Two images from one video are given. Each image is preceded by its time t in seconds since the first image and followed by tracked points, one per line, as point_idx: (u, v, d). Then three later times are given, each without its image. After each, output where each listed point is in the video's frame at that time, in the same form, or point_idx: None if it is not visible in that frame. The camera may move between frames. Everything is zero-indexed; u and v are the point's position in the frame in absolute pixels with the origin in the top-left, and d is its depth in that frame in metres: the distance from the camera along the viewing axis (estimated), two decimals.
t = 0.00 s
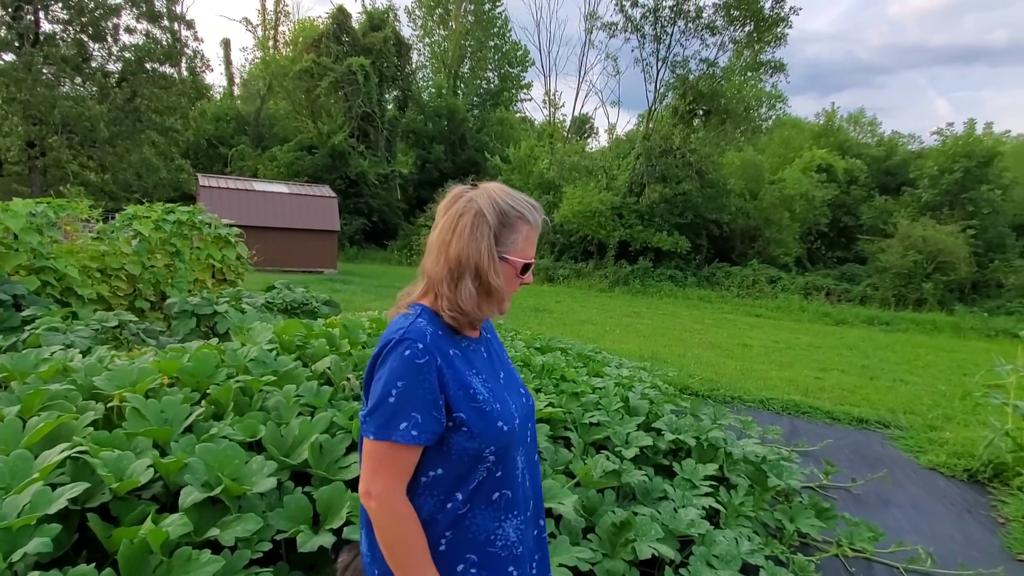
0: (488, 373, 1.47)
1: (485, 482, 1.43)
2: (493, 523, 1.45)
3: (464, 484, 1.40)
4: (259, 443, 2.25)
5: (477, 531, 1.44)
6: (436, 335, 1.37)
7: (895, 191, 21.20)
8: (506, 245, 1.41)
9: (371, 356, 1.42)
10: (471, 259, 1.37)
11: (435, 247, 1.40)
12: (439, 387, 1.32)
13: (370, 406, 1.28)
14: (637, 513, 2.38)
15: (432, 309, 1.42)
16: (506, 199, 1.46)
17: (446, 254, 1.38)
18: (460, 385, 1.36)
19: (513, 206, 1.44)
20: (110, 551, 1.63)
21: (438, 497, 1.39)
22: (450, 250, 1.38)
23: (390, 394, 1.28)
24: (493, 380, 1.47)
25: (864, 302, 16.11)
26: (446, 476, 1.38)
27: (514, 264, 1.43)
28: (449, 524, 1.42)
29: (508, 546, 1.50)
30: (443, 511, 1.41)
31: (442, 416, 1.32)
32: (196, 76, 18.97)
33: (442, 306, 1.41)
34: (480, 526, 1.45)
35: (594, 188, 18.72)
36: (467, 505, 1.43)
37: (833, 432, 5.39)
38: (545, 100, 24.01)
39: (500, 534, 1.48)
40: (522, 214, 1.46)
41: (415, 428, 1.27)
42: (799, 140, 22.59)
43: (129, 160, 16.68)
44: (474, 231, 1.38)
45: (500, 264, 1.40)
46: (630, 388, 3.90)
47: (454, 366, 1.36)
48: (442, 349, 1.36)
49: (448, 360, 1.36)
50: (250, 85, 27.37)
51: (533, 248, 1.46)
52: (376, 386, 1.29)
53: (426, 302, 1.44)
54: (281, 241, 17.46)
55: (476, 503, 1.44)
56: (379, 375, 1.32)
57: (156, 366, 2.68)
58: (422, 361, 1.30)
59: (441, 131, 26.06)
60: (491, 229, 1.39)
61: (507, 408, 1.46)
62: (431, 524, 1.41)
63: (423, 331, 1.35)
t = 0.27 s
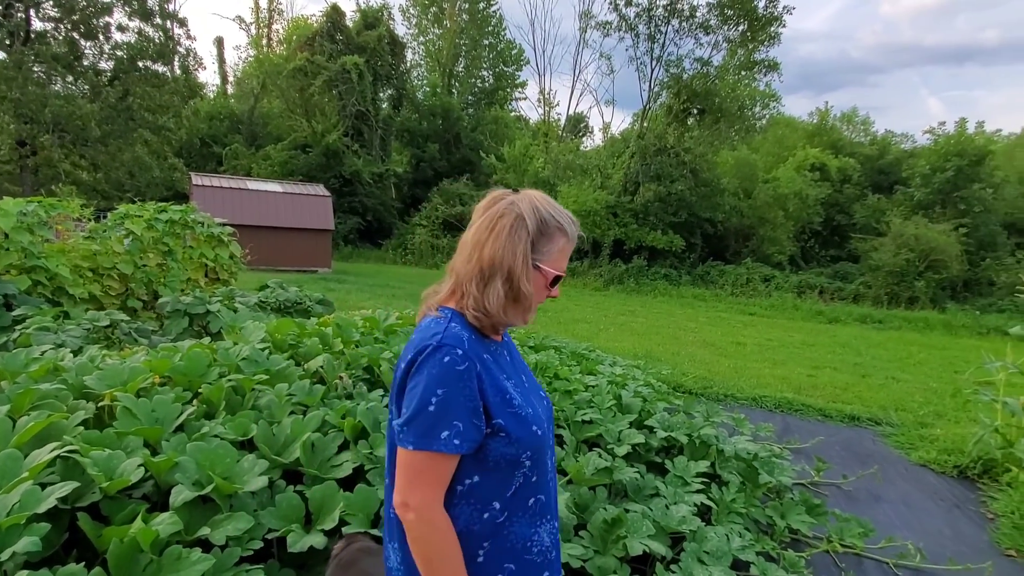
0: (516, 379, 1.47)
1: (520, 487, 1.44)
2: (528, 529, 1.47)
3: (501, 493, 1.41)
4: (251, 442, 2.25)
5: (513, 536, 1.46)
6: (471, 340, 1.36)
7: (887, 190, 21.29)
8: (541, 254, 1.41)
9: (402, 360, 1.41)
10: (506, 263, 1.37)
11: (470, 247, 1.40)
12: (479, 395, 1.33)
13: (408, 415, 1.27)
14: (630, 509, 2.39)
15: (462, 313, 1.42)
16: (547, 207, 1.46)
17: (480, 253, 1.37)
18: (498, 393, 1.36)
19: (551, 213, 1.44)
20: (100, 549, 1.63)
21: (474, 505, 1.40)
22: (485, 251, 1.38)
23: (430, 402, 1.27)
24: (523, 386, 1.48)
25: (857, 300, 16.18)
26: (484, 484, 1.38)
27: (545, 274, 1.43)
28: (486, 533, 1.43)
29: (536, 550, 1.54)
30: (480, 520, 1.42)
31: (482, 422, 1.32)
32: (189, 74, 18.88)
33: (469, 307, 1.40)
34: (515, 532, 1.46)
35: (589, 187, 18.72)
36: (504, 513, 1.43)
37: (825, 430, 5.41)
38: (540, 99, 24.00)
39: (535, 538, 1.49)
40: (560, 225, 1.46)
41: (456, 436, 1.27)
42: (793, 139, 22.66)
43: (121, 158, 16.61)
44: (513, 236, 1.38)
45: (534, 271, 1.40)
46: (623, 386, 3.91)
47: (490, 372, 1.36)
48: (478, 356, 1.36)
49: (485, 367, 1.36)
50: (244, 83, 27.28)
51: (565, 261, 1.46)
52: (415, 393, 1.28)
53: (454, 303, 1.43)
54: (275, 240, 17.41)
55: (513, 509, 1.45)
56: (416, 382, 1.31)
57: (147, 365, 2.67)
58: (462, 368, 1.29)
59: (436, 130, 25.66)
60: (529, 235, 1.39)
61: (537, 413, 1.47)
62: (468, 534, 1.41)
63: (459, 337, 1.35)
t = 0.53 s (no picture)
0: (517, 391, 1.45)
1: (528, 502, 1.44)
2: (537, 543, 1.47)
3: (511, 511, 1.40)
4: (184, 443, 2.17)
5: (524, 552, 1.46)
6: (477, 355, 1.33)
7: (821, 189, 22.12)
8: (548, 268, 1.39)
9: (400, 376, 1.34)
10: (516, 276, 1.34)
11: (477, 258, 1.35)
12: (489, 413, 1.30)
13: (414, 436, 1.22)
14: (572, 501, 2.41)
15: (464, 326, 1.37)
16: (551, 219, 1.45)
17: (492, 265, 1.33)
18: (506, 410, 1.34)
19: (557, 224, 1.42)
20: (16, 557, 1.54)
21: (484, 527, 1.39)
22: (495, 263, 1.34)
23: (437, 422, 1.22)
24: (525, 397, 1.46)
25: (793, 295, 16.78)
26: (493, 503, 1.37)
27: (550, 287, 1.41)
28: (498, 550, 1.42)
29: (536, 558, 1.55)
30: (492, 540, 1.41)
31: (492, 442, 1.30)
32: (119, 62, 18.06)
33: (472, 319, 1.36)
34: (526, 547, 1.46)
35: (538, 184, 18.77)
36: (515, 530, 1.43)
37: (762, 419, 5.60)
38: (488, 95, 23.95)
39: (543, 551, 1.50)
40: (565, 238, 1.45)
41: (467, 458, 1.24)
42: (733, 140, 23.32)
43: (45, 149, 15.79)
44: (525, 248, 1.35)
45: (540, 285, 1.39)
46: (569, 381, 3.94)
47: (497, 388, 1.33)
48: (486, 371, 1.32)
49: (493, 383, 1.33)
50: (180, 72, 26.28)
51: (565, 275, 1.46)
52: (423, 414, 1.23)
53: (456, 314, 1.38)
54: (212, 236, 16.84)
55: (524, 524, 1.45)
56: (423, 402, 1.25)
57: (72, 366, 2.55)
58: (472, 387, 1.26)
59: (383, 124, 25.65)
60: (538, 249, 1.37)
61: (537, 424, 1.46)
62: (479, 555, 1.40)
63: (466, 352, 1.30)
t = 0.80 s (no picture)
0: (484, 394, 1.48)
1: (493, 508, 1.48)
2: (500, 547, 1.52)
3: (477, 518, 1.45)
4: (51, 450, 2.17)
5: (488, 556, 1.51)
6: (452, 360, 1.34)
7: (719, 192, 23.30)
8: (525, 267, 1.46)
9: (366, 384, 1.32)
10: (503, 281, 1.39)
11: (462, 264, 1.37)
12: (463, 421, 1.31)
13: (390, 451, 1.21)
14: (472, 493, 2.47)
15: (444, 332, 1.38)
16: (520, 218, 1.50)
17: (479, 271, 1.37)
18: (477, 417, 1.36)
19: (527, 225, 1.48)
20: None
21: (449, 535, 1.43)
22: (482, 269, 1.37)
23: (414, 434, 1.22)
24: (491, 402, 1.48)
25: (692, 291, 17.64)
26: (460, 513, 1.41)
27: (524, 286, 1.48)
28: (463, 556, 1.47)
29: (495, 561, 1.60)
30: (457, 547, 1.45)
31: (465, 450, 1.31)
32: None
33: (457, 326, 1.38)
34: (490, 551, 1.51)
35: (450, 179, 18.68)
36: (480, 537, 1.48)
37: (661, 408, 5.86)
38: (398, 86, 23.57)
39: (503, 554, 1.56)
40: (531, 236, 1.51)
41: (443, 469, 1.25)
42: (638, 141, 24.16)
43: None
44: (508, 252, 1.40)
45: (520, 284, 1.45)
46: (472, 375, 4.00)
47: (470, 395, 1.35)
48: (458, 377, 1.33)
49: (464, 391, 1.35)
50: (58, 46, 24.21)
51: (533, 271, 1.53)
52: (398, 425, 1.22)
53: (436, 321, 1.38)
54: (94, 225, 15.71)
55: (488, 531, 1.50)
56: (396, 412, 1.24)
57: None
58: (447, 396, 1.26)
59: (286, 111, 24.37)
60: (518, 250, 1.42)
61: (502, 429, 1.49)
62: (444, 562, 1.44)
63: (440, 358, 1.30)
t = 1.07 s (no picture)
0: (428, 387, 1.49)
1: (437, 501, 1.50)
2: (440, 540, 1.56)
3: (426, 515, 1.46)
4: None
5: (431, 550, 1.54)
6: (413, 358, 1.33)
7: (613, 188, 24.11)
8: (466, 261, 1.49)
9: (322, 387, 1.27)
10: (455, 278, 1.42)
11: (416, 264, 1.37)
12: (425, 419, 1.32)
13: (363, 458, 1.19)
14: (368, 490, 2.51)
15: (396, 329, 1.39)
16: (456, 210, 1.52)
17: (434, 270, 1.38)
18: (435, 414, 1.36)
19: (465, 217, 1.51)
20: None
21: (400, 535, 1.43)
22: (435, 268, 1.38)
23: (387, 438, 1.21)
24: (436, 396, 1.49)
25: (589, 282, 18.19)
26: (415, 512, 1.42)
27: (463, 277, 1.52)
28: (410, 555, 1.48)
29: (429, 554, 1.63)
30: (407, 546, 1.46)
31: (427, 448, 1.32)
32: None
33: (411, 322, 1.40)
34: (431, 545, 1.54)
35: (346, 166, 18.16)
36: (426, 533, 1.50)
37: (558, 397, 6.02)
38: (290, 67, 22.65)
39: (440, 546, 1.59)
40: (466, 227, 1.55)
41: (415, 470, 1.25)
42: (537, 136, 24.59)
43: None
44: (456, 248, 1.43)
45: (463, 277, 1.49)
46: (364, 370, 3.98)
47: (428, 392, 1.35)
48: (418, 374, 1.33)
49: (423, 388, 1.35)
50: None
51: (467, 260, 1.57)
52: (370, 431, 1.20)
53: (389, 320, 1.38)
54: None
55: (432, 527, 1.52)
56: (364, 418, 1.22)
57: None
58: (414, 395, 1.25)
59: (164, 88, 23.19)
60: (463, 246, 1.45)
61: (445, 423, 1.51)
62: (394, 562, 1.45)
63: (403, 357, 1.29)
